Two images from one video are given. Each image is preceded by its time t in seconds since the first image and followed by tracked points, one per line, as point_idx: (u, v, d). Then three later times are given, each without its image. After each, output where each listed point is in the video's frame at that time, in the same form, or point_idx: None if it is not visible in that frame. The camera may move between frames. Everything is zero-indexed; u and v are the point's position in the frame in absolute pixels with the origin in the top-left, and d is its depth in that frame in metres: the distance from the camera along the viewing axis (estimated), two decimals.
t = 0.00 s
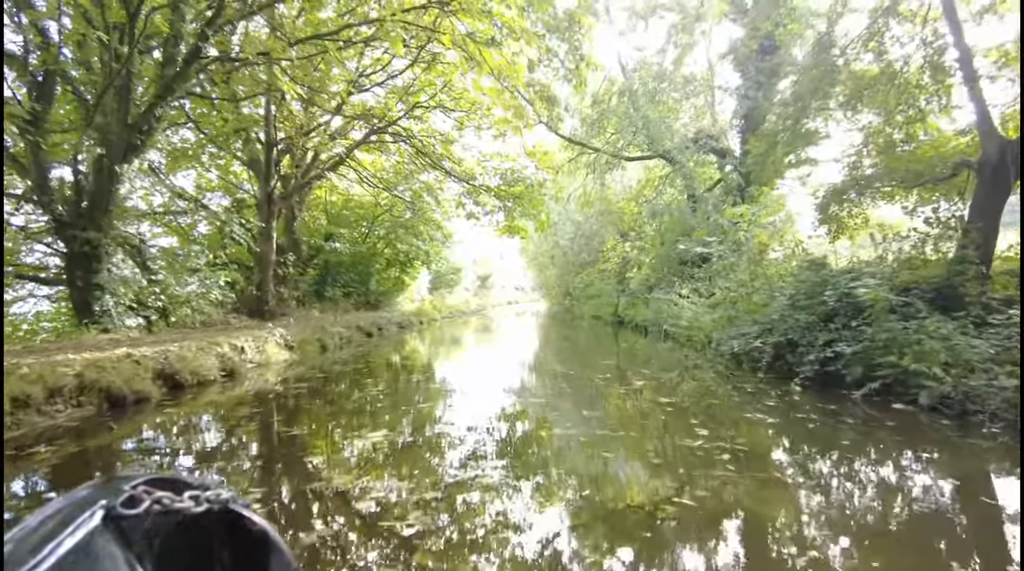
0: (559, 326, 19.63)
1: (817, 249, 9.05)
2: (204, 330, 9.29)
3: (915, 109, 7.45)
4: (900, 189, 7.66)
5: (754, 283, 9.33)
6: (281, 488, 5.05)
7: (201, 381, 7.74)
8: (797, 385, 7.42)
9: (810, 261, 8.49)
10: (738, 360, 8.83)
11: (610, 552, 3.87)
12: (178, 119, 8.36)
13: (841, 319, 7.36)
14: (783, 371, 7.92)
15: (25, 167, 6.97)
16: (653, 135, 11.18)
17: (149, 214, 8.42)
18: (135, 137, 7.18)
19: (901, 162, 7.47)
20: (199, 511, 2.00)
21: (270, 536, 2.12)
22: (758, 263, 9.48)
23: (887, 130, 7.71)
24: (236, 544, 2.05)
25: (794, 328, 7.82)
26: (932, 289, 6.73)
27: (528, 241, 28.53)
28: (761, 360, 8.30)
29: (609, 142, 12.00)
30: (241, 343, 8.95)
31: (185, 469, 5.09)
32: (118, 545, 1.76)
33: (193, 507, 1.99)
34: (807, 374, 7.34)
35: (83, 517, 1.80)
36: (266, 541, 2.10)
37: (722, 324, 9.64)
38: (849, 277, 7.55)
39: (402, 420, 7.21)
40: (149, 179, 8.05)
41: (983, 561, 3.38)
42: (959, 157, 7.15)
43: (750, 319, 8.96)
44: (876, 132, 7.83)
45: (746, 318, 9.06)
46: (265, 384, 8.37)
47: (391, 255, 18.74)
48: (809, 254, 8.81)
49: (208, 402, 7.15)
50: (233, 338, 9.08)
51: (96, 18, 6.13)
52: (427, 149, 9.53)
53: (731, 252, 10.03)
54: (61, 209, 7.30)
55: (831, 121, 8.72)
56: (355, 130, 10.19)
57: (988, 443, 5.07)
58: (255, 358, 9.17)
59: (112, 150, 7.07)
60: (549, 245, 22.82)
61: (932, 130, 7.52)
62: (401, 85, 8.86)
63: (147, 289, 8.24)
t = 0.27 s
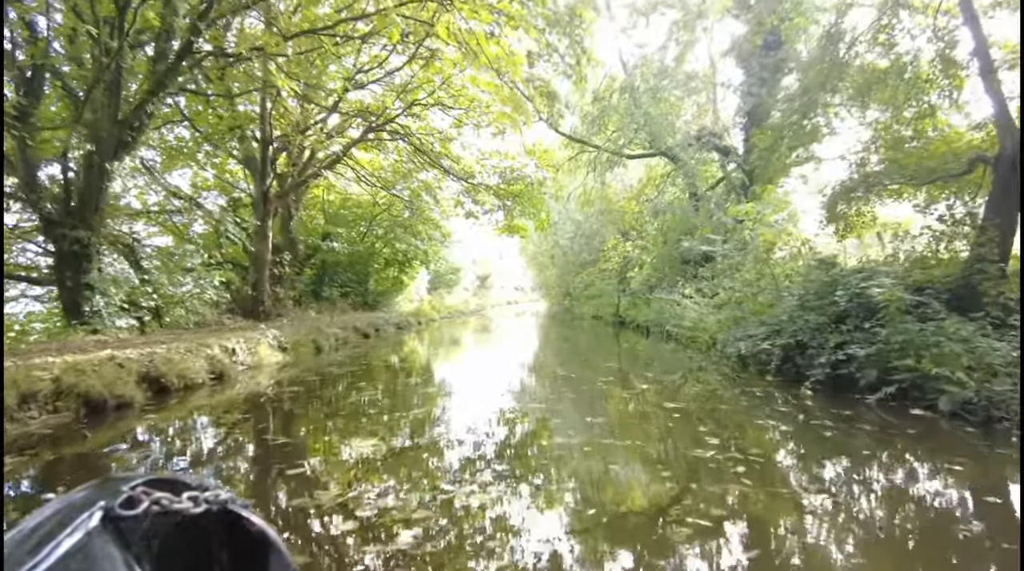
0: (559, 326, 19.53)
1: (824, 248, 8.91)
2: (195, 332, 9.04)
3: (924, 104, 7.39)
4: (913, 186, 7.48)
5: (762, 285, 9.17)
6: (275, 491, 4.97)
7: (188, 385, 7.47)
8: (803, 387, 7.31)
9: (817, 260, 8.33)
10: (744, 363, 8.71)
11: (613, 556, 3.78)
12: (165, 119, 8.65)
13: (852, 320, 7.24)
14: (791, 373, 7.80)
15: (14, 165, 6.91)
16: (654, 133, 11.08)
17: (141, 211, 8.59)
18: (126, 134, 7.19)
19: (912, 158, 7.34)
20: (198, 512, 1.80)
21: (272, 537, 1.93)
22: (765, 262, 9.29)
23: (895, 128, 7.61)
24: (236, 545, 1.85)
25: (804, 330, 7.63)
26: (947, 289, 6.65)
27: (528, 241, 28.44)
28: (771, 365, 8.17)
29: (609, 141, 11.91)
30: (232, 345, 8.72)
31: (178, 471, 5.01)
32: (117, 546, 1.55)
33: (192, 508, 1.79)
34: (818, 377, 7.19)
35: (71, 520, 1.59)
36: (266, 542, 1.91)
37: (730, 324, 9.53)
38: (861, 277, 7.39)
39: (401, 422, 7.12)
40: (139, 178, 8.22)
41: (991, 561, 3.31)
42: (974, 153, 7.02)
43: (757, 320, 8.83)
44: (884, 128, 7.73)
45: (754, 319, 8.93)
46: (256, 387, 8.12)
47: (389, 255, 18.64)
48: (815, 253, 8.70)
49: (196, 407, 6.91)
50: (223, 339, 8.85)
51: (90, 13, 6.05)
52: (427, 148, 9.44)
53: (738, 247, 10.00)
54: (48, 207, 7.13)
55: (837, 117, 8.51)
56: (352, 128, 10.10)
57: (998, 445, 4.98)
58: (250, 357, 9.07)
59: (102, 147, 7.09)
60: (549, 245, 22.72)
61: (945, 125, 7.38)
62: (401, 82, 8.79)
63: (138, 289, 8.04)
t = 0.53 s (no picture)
0: (559, 326, 19.41)
1: (833, 247, 8.69)
2: (186, 333, 8.81)
3: (935, 99, 7.06)
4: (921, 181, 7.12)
5: (768, 286, 8.86)
6: (272, 492, 4.90)
7: (175, 389, 7.23)
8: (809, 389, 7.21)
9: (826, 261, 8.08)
10: (752, 365, 8.50)
11: (614, 559, 3.72)
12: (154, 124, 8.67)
13: (865, 321, 7.01)
14: (802, 376, 7.62)
15: None
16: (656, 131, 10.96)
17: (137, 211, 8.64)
18: (115, 130, 7.12)
19: (925, 153, 6.93)
20: (198, 512, 1.86)
21: (272, 538, 1.99)
22: (772, 261, 9.07)
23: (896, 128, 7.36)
24: (236, 545, 1.91)
25: (815, 331, 7.43)
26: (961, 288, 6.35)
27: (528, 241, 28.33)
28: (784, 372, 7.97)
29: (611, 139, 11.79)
30: (223, 347, 8.51)
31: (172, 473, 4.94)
32: (116, 546, 1.60)
33: (193, 508, 1.85)
34: (830, 381, 7.00)
35: (73, 520, 1.64)
36: (267, 543, 1.97)
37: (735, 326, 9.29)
38: (876, 276, 7.11)
39: (400, 424, 7.04)
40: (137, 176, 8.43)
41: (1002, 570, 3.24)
42: (990, 148, 6.64)
43: (763, 319, 8.62)
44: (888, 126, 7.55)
45: (760, 319, 8.74)
46: (248, 390, 7.94)
47: (388, 255, 18.56)
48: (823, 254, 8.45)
49: (184, 410, 6.72)
50: (214, 341, 8.63)
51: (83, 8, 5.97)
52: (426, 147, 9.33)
53: (747, 243, 9.74)
54: (37, 206, 6.96)
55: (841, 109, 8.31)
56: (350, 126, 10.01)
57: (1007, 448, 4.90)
58: (245, 357, 8.95)
59: (92, 143, 7.00)
60: (549, 245, 22.60)
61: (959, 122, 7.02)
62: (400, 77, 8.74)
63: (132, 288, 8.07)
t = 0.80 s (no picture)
0: (559, 327, 19.32)
1: (841, 246, 8.46)
2: (175, 335, 8.58)
3: (947, 93, 6.78)
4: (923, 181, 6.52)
5: (776, 287, 8.60)
6: (267, 495, 4.82)
7: (161, 393, 6.99)
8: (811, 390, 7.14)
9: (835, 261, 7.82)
10: (759, 368, 8.16)
11: (616, 563, 3.64)
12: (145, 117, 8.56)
13: (880, 322, 6.68)
14: (814, 379, 7.27)
15: None
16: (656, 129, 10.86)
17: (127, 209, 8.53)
18: (105, 128, 7.01)
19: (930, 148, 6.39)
20: (198, 511, 1.75)
21: (273, 537, 1.87)
22: (783, 258, 9.10)
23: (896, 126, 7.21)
24: (237, 544, 1.80)
25: (826, 333, 7.06)
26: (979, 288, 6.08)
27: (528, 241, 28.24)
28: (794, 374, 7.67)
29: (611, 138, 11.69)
30: (213, 349, 8.30)
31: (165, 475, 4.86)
32: (114, 547, 1.54)
33: (192, 507, 1.74)
34: (844, 386, 6.67)
35: (68, 519, 1.55)
36: (268, 542, 1.84)
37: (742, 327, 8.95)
38: (892, 275, 6.72)
39: (398, 425, 6.97)
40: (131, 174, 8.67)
41: None
42: (1007, 142, 5.93)
43: (771, 320, 8.27)
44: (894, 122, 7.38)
45: (766, 319, 8.40)
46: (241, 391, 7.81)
47: (387, 254, 18.53)
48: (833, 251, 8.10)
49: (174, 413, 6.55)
50: (203, 342, 8.43)
51: (76, 2, 5.87)
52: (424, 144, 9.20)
53: (766, 245, 9.45)
54: (27, 203, 6.97)
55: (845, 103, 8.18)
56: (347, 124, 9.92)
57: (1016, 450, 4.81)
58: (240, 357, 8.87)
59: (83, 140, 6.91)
60: (549, 244, 22.52)
61: (971, 116, 6.66)
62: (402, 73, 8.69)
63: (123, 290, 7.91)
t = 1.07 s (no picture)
0: (559, 327, 19.23)
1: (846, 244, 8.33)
2: (163, 335, 8.31)
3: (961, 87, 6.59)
4: (934, 179, 6.26)
5: (782, 288, 8.30)
6: (262, 497, 4.76)
7: (145, 397, 6.72)
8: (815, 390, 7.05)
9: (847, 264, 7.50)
10: (767, 372, 7.84)
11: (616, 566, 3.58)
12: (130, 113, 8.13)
13: (894, 323, 6.43)
14: (825, 384, 6.98)
15: None
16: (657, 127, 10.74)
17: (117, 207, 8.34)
18: (95, 122, 7.09)
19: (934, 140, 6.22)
20: (197, 511, 1.77)
21: (272, 537, 1.87)
22: (791, 256, 8.75)
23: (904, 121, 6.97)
24: (236, 544, 1.83)
25: (838, 334, 6.79)
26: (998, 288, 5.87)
27: (528, 241, 28.13)
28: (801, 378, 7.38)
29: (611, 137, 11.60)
30: (203, 351, 8.03)
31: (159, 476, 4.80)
32: (114, 547, 1.56)
33: (191, 507, 1.76)
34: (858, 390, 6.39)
35: (68, 519, 1.59)
36: (266, 542, 1.85)
37: (748, 328, 8.68)
38: (908, 273, 6.50)
39: (396, 427, 6.89)
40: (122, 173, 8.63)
41: None
42: None
43: (780, 322, 8.00)
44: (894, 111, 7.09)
45: (775, 321, 8.14)
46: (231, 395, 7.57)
47: (385, 253, 18.51)
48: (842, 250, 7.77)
49: (160, 417, 6.36)
50: (193, 343, 8.16)
51: None
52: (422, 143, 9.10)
53: (767, 243, 9.11)
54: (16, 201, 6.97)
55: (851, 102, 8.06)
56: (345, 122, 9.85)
57: None
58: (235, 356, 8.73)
59: (71, 136, 6.98)
60: (549, 244, 22.45)
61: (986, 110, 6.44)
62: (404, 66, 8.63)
63: (113, 290, 7.67)
